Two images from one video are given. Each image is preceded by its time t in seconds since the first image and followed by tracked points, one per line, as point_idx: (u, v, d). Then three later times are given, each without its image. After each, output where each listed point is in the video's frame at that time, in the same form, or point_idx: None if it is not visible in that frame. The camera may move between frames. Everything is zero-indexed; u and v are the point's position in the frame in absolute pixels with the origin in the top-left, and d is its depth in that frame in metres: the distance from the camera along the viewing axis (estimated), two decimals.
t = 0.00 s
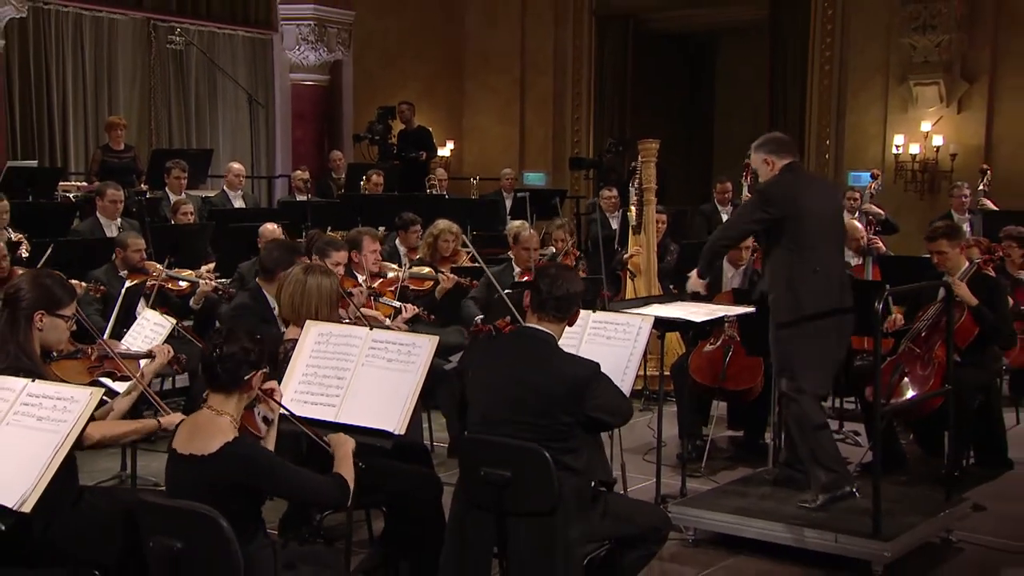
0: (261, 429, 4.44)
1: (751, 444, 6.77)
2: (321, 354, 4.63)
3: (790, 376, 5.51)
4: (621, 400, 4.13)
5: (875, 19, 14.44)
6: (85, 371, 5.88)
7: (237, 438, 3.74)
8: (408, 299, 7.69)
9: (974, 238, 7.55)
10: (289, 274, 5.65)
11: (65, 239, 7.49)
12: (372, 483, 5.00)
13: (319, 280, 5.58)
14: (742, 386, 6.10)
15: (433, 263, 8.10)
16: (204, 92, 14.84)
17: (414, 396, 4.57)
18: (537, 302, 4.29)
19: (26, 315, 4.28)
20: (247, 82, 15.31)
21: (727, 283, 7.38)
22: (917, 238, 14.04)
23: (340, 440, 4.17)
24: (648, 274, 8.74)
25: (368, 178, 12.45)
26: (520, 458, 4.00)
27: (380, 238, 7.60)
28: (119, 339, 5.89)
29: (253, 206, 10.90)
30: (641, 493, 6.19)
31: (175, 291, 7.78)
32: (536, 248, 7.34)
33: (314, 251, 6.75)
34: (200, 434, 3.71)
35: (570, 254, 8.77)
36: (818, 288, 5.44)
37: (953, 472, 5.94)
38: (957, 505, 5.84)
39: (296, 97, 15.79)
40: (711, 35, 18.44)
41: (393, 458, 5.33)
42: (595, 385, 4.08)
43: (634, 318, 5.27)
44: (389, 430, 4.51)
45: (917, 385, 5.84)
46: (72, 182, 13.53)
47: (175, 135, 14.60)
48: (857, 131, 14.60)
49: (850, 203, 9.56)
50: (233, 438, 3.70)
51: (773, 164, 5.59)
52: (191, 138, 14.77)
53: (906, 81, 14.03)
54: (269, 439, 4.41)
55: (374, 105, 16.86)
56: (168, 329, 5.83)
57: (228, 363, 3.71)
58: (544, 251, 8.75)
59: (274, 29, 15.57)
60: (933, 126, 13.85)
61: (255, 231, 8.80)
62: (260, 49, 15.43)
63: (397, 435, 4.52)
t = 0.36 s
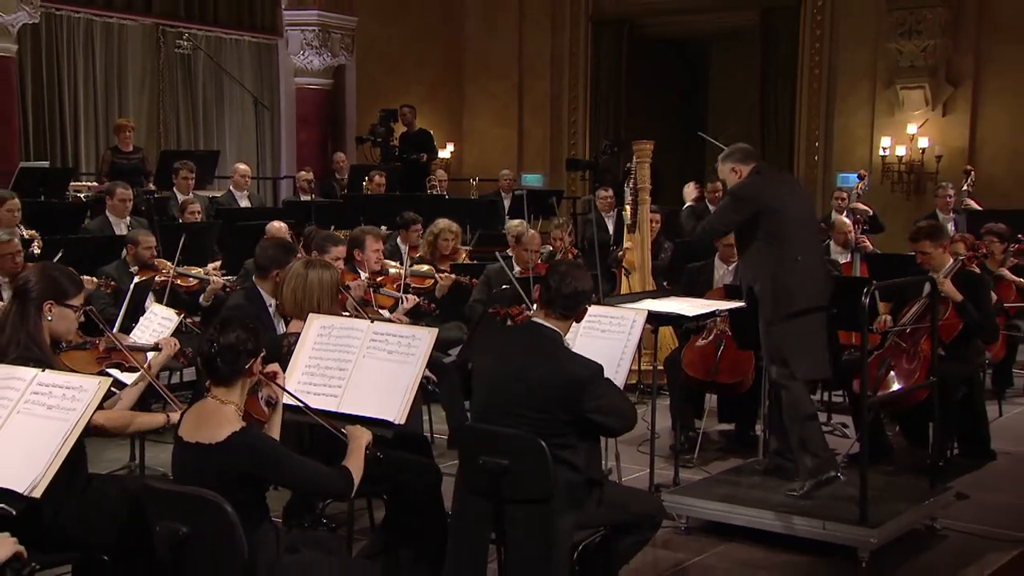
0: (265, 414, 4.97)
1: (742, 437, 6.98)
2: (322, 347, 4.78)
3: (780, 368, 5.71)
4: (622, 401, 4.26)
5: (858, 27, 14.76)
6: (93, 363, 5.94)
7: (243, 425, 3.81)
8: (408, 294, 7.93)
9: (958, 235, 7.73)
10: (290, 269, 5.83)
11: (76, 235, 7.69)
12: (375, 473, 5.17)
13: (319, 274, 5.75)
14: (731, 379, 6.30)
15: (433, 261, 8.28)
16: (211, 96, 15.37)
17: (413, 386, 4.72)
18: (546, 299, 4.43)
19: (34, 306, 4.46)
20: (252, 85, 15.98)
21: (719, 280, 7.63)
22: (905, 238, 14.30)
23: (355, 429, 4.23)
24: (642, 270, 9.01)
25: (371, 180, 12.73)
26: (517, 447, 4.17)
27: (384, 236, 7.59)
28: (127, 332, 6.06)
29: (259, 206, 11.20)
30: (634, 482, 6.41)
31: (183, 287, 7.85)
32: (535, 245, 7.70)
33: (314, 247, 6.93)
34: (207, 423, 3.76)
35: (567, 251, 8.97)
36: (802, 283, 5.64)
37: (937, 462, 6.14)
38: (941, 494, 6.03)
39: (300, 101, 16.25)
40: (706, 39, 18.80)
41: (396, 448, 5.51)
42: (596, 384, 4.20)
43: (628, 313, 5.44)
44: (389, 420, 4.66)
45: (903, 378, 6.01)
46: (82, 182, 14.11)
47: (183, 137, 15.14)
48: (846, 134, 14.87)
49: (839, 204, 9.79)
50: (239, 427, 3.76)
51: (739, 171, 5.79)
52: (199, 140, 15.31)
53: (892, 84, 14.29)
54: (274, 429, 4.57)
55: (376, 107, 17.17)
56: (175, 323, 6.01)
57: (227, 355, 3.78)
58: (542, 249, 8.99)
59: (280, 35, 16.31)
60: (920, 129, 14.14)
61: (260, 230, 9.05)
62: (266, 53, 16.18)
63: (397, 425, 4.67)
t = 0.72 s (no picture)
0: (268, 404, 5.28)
1: (735, 429, 7.18)
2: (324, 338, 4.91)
3: (778, 360, 5.86)
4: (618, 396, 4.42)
5: (848, 28, 14.91)
6: (102, 353, 6.14)
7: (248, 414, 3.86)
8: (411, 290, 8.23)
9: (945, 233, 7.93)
10: (292, 264, 5.98)
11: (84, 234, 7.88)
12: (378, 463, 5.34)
13: (322, 268, 5.91)
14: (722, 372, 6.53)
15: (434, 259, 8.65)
16: (218, 98, 15.75)
17: (413, 378, 4.86)
18: (550, 293, 4.57)
19: (43, 297, 4.58)
20: (258, 88, 16.29)
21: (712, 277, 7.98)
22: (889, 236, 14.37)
23: (366, 424, 4.33)
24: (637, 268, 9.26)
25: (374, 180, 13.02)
26: (515, 436, 4.27)
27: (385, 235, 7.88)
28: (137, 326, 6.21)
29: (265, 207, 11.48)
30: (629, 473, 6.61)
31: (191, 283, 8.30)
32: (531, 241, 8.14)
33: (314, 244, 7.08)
34: (212, 413, 3.82)
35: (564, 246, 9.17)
36: (799, 277, 5.79)
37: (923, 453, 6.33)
38: (927, 483, 6.22)
39: (305, 105, 16.44)
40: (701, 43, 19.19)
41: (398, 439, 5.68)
42: (594, 378, 4.36)
43: (623, 307, 5.60)
44: (390, 410, 4.80)
45: (889, 371, 6.20)
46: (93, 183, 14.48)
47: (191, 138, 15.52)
48: (833, 137, 15.07)
49: (829, 204, 10.02)
50: (245, 416, 3.81)
51: (721, 178, 6.11)
52: (205, 141, 15.68)
53: (878, 89, 14.42)
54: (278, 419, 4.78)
55: (378, 109, 17.52)
56: (182, 317, 6.17)
57: (228, 347, 3.82)
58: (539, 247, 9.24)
59: (285, 40, 16.67)
60: (904, 132, 14.30)
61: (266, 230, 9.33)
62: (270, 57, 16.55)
63: (398, 415, 4.81)
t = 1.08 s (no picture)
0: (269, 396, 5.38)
1: (727, 422, 7.41)
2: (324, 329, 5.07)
3: (759, 348, 5.96)
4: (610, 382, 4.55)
5: (839, 37, 15.56)
6: (109, 344, 6.27)
7: (250, 403, 3.99)
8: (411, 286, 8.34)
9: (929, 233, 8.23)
10: (296, 258, 6.14)
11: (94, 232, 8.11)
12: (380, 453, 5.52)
13: (325, 262, 6.08)
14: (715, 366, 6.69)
15: (434, 257, 8.96)
16: (225, 102, 16.30)
17: (413, 369, 5.03)
18: (544, 282, 4.70)
19: (53, 289, 4.72)
20: (264, 92, 16.85)
21: (704, 273, 8.18)
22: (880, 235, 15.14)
23: (389, 437, 4.48)
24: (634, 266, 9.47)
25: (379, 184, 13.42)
26: (517, 427, 4.32)
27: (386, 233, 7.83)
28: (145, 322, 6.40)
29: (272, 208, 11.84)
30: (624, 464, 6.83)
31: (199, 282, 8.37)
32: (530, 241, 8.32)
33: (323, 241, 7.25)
34: (215, 402, 3.94)
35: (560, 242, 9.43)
36: (783, 274, 5.95)
37: (909, 444, 6.51)
38: (913, 472, 6.41)
39: (308, 108, 17.10)
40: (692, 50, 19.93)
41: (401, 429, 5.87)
42: (586, 363, 4.49)
43: (618, 302, 5.77)
44: (391, 401, 4.96)
45: (876, 365, 6.40)
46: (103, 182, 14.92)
47: (199, 139, 16.01)
48: (822, 139, 15.77)
49: (820, 205, 10.35)
50: (247, 405, 3.92)
51: (735, 150, 6.06)
52: (213, 143, 16.18)
53: (869, 92, 15.15)
54: (280, 409, 5.02)
55: (381, 113, 18.14)
56: (188, 312, 6.34)
57: (232, 335, 3.96)
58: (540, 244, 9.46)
59: (290, 45, 17.15)
60: (894, 133, 14.93)
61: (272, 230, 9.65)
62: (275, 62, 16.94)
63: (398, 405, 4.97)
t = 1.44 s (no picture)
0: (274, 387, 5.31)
1: (719, 416, 7.63)
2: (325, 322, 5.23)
3: (745, 349, 6.22)
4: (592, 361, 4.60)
5: (823, 43, 16.24)
6: (116, 338, 6.42)
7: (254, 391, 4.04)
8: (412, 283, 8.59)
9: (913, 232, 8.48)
10: (297, 254, 6.31)
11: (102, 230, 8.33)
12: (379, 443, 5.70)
13: (327, 257, 6.24)
14: (705, 361, 6.95)
15: (435, 255, 9.22)
16: (232, 106, 17.03)
17: (413, 362, 5.19)
18: (525, 269, 4.77)
19: (61, 282, 4.74)
20: (270, 95, 17.60)
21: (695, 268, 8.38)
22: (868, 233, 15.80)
23: (403, 437, 4.53)
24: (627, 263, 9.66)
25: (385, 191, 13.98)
26: (515, 417, 4.43)
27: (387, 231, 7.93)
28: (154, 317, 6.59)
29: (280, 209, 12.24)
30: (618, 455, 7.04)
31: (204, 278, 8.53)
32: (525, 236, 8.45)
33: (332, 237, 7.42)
34: (219, 391, 4.00)
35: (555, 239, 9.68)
36: (769, 274, 6.16)
37: (895, 435, 6.72)
38: (898, 462, 6.61)
39: (313, 112, 17.74)
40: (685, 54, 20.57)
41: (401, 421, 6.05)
42: (568, 341, 4.55)
43: (613, 297, 5.90)
44: (391, 392, 5.13)
45: (863, 359, 6.53)
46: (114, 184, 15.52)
47: (208, 141, 16.71)
48: (812, 141, 16.42)
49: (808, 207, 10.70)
50: (250, 394, 3.98)
51: (729, 157, 6.20)
52: (221, 147, 16.89)
53: (857, 96, 15.71)
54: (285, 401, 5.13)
55: (384, 116, 18.74)
56: (196, 306, 6.51)
57: (235, 325, 4.02)
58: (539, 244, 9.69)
59: (295, 51, 17.95)
60: (881, 136, 15.61)
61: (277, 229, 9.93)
62: (282, 67, 17.82)
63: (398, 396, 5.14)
